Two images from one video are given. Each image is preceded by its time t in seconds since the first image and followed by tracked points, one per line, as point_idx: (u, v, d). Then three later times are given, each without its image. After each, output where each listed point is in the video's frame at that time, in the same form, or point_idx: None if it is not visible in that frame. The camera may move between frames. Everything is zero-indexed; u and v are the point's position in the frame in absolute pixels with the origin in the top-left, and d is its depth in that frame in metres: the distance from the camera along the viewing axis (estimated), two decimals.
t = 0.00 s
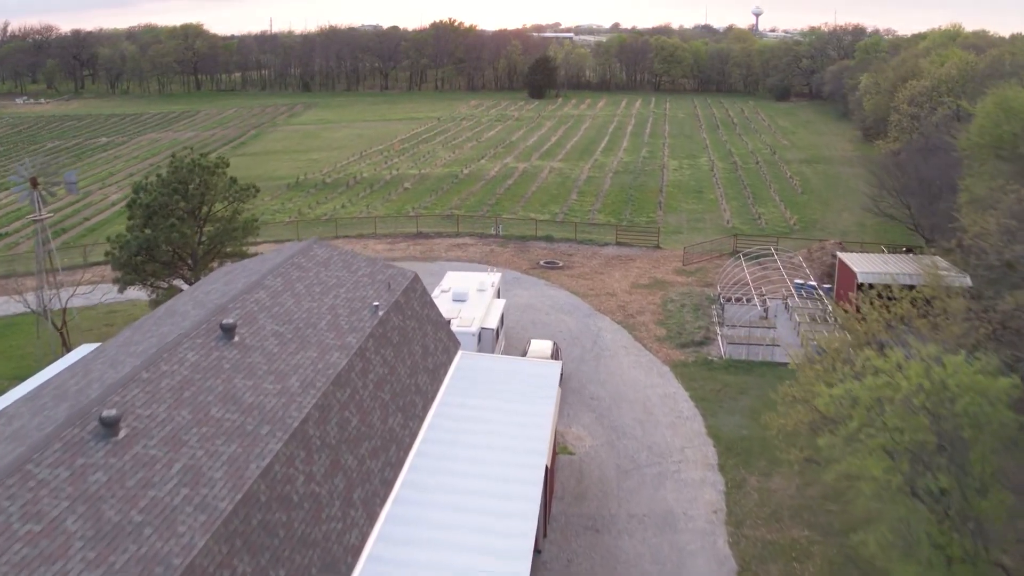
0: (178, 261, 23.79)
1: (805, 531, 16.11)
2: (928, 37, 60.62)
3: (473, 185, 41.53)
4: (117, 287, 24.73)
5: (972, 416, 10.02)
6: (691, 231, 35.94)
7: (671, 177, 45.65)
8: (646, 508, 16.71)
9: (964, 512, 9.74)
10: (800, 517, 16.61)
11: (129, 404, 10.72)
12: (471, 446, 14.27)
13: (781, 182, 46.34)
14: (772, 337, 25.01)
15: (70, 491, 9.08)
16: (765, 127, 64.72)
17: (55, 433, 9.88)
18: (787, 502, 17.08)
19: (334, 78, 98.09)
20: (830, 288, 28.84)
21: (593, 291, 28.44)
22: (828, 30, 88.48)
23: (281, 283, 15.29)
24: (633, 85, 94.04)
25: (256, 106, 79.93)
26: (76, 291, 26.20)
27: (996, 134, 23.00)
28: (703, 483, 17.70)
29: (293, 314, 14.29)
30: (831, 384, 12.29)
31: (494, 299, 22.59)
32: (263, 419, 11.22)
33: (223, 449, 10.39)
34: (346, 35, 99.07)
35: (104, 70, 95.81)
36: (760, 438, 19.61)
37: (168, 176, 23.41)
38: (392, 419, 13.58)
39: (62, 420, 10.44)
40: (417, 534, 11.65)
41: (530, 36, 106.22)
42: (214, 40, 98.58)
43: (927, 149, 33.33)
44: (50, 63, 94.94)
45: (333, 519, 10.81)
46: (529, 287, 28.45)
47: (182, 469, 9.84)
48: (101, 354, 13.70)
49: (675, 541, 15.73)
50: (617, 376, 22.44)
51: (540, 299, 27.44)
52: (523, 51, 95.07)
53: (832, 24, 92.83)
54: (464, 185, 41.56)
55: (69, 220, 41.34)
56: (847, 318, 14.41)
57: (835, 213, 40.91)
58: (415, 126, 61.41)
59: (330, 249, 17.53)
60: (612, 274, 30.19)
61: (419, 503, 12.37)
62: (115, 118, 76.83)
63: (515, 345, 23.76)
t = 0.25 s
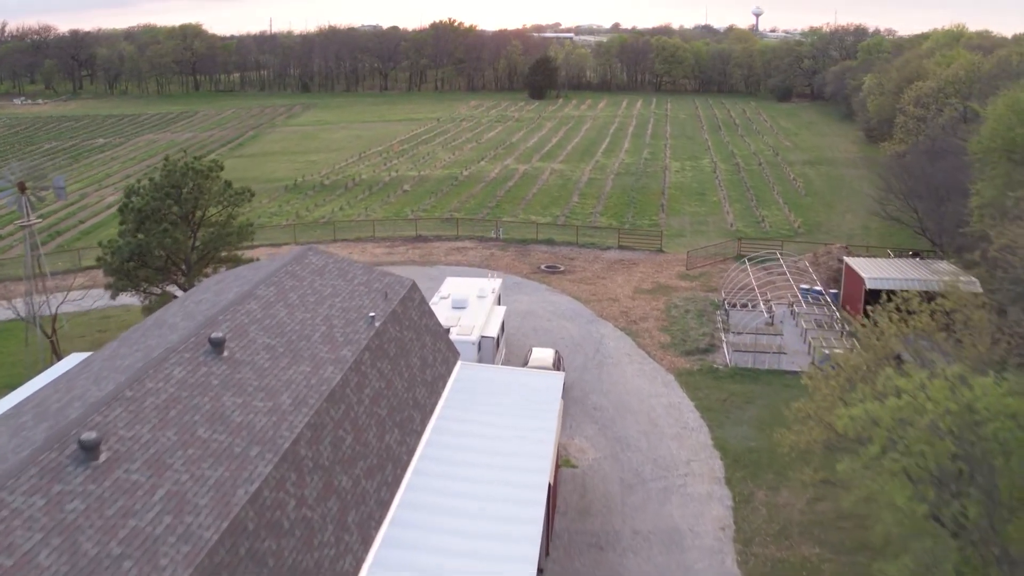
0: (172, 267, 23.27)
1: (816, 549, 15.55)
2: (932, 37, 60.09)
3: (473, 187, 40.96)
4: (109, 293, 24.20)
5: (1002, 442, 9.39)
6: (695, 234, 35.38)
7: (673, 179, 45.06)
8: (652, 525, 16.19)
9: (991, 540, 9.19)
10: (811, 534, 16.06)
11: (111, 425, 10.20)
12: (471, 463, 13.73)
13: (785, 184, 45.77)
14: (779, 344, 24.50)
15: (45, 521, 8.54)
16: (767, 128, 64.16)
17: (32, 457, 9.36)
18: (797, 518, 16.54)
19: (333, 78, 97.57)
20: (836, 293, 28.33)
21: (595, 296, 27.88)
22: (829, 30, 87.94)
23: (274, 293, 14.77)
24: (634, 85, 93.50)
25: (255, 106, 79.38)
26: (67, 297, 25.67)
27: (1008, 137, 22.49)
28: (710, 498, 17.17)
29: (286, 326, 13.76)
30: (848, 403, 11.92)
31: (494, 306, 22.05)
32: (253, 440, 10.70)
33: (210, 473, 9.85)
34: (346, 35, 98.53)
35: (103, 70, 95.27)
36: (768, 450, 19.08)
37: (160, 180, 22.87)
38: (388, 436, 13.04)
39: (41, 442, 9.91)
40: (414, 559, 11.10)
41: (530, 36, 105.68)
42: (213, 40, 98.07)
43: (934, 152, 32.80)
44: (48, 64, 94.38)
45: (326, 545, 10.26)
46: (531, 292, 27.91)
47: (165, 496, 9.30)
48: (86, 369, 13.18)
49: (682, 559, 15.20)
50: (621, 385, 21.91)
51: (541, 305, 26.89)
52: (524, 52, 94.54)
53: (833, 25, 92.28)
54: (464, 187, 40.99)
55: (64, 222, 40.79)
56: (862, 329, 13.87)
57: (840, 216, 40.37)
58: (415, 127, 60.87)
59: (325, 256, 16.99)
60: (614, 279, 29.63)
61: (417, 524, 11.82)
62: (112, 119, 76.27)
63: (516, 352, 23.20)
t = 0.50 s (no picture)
0: (165, 273, 22.72)
1: (829, 568, 14.98)
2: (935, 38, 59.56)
3: (473, 189, 40.34)
4: (101, 298, 23.63)
5: None
6: (698, 237, 34.79)
7: (676, 181, 44.45)
8: (658, 543, 15.65)
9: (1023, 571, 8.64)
10: (822, 551, 15.51)
11: (92, 449, 9.67)
12: (472, 481, 13.16)
13: (788, 186, 45.18)
14: (786, 352, 24.02)
15: (17, 555, 7.99)
16: (769, 129, 63.59)
17: (6, 484, 8.82)
18: (808, 534, 15.97)
19: (333, 79, 97.01)
20: (843, 299, 27.81)
21: (598, 302, 27.31)
22: (831, 30, 87.40)
23: (266, 304, 14.24)
24: (635, 86, 92.96)
25: (253, 107, 78.85)
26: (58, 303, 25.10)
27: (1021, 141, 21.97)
28: (718, 513, 16.63)
29: (278, 339, 13.22)
30: (866, 422, 11.42)
31: (495, 313, 21.50)
32: (241, 463, 10.17)
33: (195, 500, 9.32)
34: (345, 35, 97.97)
35: (101, 71, 94.68)
36: (777, 462, 18.54)
37: (153, 184, 22.28)
38: (385, 454, 12.49)
39: (17, 467, 9.37)
40: None
41: (530, 36, 105.14)
42: (212, 40, 97.52)
43: (942, 154, 32.28)
44: (46, 64, 93.80)
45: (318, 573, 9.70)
46: (532, 297, 27.35)
47: (147, 525, 8.76)
48: (70, 384, 12.66)
49: None
50: (624, 395, 21.37)
51: (542, 311, 26.33)
52: (524, 52, 94.01)
53: (835, 25, 91.76)
54: (463, 189, 40.42)
55: (59, 225, 40.25)
56: (879, 342, 13.31)
57: (845, 218, 39.81)
58: (415, 128, 60.30)
59: (320, 264, 16.46)
60: (617, 283, 29.05)
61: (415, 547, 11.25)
62: (110, 120, 75.72)
63: (517, 360, 22.65)
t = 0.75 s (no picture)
0: (158, 279, 22.18)
1: None
2: (939, 38, 59.01)
3: (473, 192, 39.69)
4: (92, 305, 23.06)
5: None
6: (702, 240, 34.20)
7: (678, 183, 43.81)
8: (665, 561, 15.12)
9: None
10: (835, 571, 14.97)
11: (70, 475, 9.15)
12: (472, 501, 12.59)
13: (792, 189, 44.56)
14: (793, 360, 23.52)
15: None
16: (772, 130, 63.02)
17: None
18: (819, 552, 15.45)
19: (332, 80, 96.45)
20: (851, 305, 27.28)
21: (600, 307, 26.74)
22: (833, 30, 86.84)
23: (259, 315, 13.72)
24: (636, 86, 92.42)
25: (252, 108, 78.26)
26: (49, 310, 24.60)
27: None
28: (726, 530, 16.10)
29: (270, 353, 12.70)
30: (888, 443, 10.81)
31: (495, 321, 20.94)
32: (229, 489, 9.64)
33: (179, 530, 8.79)
34: (344, 36, 97.37)
35: (99, 71, 94.08)
36: (786, 476, 18.02)
37: (145, 189, 21.67)
38: (381, 475, 11.95)
39: None
40: None
41: (531, 37, 104.55)
42: (210, 41, 96.92)
43: (950, 157, 31.76)
44: (44, 64, 93.18)
45: None
46: (533, 303, 26.80)
47: (126, 559, 8.22)
48: (52, 401, 12.14)
49: None
50: (628, 405, 20.83)
51: (544, 317, 25.76)
52: (524, 53, 93.46)
53: (837, 25, 91.23)
54: (463, 191, 39.80)
55: (53, 228, 39.65)
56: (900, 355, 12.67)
57: (850, 221, 39.26)
58: (414, 129, 59.71)
59: (315, 272, 15.92)
60: (620, 287, 28.47)
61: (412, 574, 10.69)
62: (107, 121, 75.11)
63: (518, 369, 22.10)
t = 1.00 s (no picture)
0: (150, 288, 21.61)
1: None
2: (943, 40, 58.49)
3: (474, 196, 39.07)
4: (83, 314, 22.50)
5: None
6: (706, 246, 33.64)
7: (681, 187, 43.23)
8: None
9: None
10: None
11: (47, 507, 8.62)
12: (472, 525, 12.01)
13: (795, 194, 43.91)
14: (801, 371, 23.00)
15: None
16: (774, 133, 62.49)
17: None
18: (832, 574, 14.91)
19: (331, 82, 95.99)
20: (858, 313, 26.78)
21: (603, 316, 26.19)
22: (835, 32, 86.37)
23: (251, 331, 13.19)
24: (636, 89, 91.92)
25: (251, 111, 77.73)
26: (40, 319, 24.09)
27: None
28: (735, 550, 15.57)
29: (262, 372, 12.17)
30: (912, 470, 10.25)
31: (496, 331, 20.40)
32: (216, 520, 9.10)
33: (161, 567, 8.24)
34: (344, 38, 96.88)
35: (97, 74, 93.61)
36: (796, 493, 17.48)
37: (137, 196, 21.08)
38: (378, 499, 11.40)
39: None
40: None
41: (531, 39, 104.11)
42: (209, 43, 96.42)
43: (958, 162, 31.23)
44: (42, 67, 92.70)
45: None
46: (534, 311, 26.24)
47: None
48: (34, 422, 11.61)
49: None
50: (633, 418, 20.30)
51: (546, 326, 25.22)
52: (525, 55, 92.97)
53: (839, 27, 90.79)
54: (463, 195, 39.22)
55: (47, 234, 39.11)
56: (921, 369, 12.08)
57: (855, 227, 38.73)
58: (414, 133, 59.15)
59: (310, 285, 15.38)
60: (623, 295, 27.91)
61: None
62: (105, 124, 74.61)
63: (519, 381, 21.53)
